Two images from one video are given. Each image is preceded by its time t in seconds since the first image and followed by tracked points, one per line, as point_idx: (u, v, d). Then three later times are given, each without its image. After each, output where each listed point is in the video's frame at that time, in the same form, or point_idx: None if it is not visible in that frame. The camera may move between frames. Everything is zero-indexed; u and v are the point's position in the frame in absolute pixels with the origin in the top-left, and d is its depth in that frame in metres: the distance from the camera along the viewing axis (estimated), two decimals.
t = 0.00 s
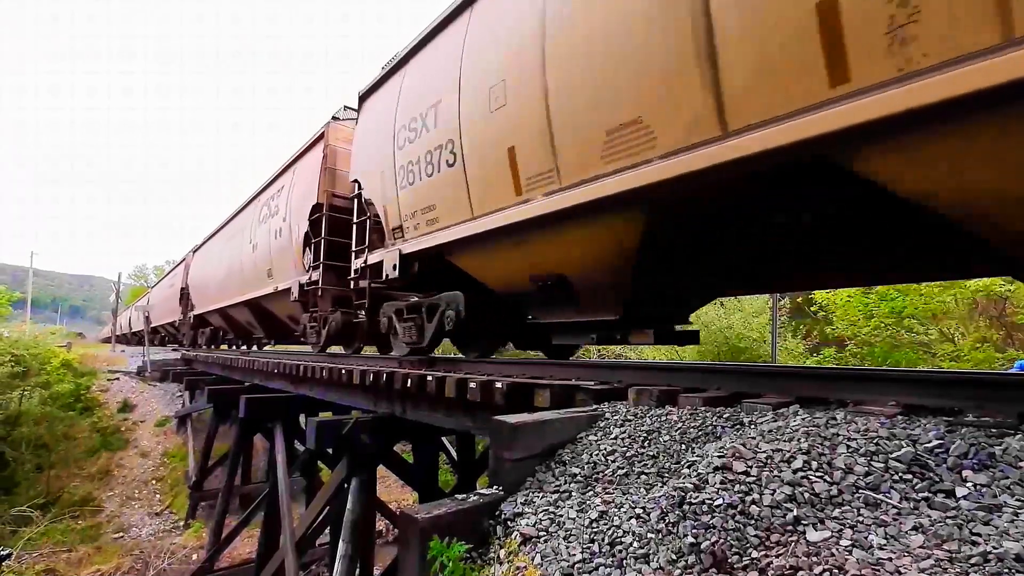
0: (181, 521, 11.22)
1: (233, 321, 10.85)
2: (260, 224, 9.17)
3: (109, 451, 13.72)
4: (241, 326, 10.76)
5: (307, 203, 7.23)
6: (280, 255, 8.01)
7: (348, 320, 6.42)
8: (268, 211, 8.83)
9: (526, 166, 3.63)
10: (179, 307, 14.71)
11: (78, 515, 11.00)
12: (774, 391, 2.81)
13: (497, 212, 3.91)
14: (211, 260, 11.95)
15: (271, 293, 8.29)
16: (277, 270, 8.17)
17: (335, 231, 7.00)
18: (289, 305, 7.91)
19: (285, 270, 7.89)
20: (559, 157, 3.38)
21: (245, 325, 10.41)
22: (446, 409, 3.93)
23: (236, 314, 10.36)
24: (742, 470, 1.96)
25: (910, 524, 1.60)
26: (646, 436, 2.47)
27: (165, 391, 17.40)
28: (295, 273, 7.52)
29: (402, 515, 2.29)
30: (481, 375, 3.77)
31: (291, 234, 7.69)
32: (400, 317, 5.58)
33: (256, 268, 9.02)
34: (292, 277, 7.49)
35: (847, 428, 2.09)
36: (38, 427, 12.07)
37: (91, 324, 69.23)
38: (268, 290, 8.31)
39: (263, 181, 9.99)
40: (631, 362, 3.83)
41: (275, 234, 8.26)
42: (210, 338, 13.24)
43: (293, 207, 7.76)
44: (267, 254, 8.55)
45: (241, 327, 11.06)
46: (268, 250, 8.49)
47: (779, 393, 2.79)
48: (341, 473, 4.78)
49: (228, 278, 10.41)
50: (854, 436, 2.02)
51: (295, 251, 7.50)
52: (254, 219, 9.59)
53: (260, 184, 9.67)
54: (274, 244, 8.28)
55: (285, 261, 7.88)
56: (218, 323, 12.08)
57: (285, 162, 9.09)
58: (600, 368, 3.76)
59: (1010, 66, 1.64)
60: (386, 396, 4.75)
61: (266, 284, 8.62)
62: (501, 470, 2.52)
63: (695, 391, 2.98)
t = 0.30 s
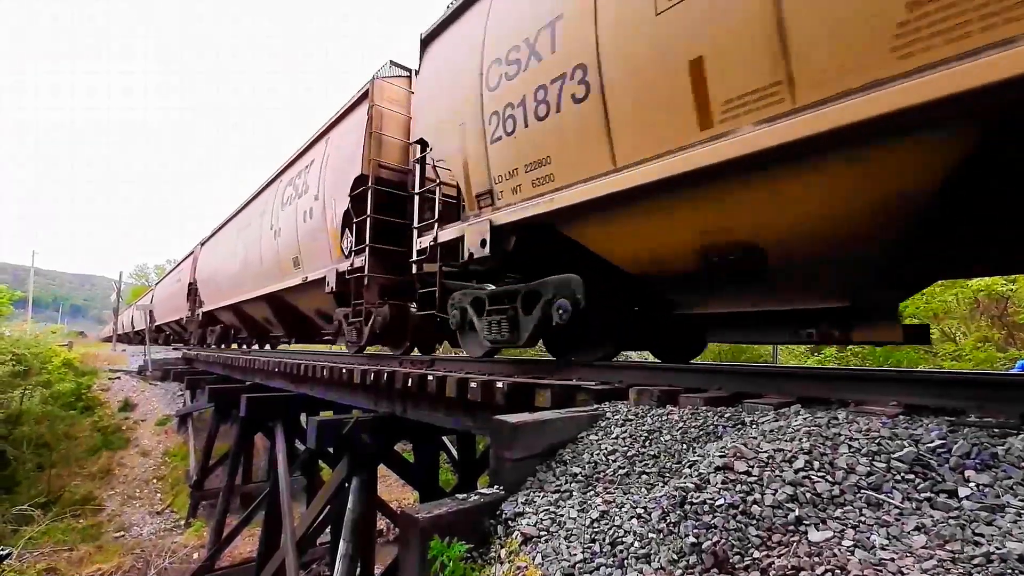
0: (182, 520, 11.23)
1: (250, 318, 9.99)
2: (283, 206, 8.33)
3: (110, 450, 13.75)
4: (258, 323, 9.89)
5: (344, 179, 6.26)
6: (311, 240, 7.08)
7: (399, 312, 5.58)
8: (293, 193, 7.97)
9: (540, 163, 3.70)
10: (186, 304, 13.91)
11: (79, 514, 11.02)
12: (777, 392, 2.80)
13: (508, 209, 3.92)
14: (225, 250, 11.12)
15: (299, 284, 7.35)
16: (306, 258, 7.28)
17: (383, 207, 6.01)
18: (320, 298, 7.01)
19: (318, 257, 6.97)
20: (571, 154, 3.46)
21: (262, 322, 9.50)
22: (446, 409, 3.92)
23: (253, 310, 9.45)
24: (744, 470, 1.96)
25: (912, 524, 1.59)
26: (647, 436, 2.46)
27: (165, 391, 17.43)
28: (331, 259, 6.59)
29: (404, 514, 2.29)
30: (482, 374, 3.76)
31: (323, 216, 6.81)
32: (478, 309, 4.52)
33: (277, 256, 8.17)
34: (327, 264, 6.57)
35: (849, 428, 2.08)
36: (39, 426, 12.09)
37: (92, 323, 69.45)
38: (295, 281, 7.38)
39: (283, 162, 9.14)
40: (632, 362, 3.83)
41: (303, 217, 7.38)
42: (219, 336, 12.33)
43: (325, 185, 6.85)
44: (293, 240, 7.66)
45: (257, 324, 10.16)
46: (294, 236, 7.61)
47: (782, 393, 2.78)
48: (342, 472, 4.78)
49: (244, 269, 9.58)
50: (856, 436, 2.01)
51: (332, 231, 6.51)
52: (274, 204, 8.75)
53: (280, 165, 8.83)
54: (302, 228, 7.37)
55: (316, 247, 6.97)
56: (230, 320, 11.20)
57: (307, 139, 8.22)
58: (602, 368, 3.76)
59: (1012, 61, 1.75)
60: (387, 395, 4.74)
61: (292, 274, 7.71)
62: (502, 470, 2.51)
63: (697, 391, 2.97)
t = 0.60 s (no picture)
0: (183, 519, 11.25)
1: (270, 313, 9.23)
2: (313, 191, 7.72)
3: (111, 449, 13.77)
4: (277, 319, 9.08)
5: (400, 152, 5.44)
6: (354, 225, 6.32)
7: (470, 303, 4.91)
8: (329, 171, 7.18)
9: (554, 159, 3.80)
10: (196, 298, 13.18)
11: (81, 513, 11.04)
12: (778, 392, 2.80)
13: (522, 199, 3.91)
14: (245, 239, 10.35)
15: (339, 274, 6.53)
16: (348, 244, 6.47)
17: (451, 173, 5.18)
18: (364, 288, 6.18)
19: (364, 243, 6.19)
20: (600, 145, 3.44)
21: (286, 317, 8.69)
22: (447, 408, 3.93)
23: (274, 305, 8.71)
24: (745, 470, 1.96)
25: (912, 524, 1.60)
26: (648, 436, 2.47)
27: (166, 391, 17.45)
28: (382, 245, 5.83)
29: (405, 514, 2.30)
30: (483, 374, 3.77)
31: (370, 195, 6.03)
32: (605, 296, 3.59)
33: (310, 242, 7.43)
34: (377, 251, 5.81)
35: (849, 428, 2.09)
36: (40, 425, 12.10)
37: (93, 323, 69.59)
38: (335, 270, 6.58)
39: (314, 138, 8.32)
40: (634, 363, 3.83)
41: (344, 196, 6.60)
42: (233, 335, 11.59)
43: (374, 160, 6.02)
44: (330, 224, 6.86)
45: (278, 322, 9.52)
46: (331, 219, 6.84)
47: (783, 394, 2.79)
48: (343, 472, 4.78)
49: (269, 258, 8.84)
50: (856, 437, 2.02)
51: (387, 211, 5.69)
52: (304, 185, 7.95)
53: (310, 140, 7.99)
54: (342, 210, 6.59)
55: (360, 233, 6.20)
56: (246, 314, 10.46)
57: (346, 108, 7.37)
58: (603, 368, 3.77)
59: (1008, 66, 1.86)
60: (388, 395, 4.74)
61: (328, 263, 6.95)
62: (503, 470, 2.52)
63: (698, 391, 2.98)
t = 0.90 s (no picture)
0: (184, 519, 11.28)
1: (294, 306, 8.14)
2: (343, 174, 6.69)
3: (112, 448, 13.79)
4: (305, 313, 7.96)
5: (482, 101, 4.26)
6: (411, 199, 5.16)
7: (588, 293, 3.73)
8: (373, 138, 5.99)
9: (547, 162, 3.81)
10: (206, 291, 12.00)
11: (82, 512, 11.06)
12: (779, 392, 2.81)
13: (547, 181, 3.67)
14: (265, 223, 9.21)
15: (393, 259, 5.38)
16: (403, 223, 5.31)
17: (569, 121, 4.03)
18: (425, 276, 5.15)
19: (422, 221, 5.05)
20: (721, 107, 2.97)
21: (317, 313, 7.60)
22: (447, 408, 3.93)
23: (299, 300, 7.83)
24: (746, 470, 1.97)
25: (913, 524, 1.60)
26: (649, 435, 2.48)
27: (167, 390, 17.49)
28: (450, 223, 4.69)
29: (406, 514, 2.31)
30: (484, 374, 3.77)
31: (433, 159, 4.86)
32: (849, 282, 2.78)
33: (349, 222, 6.31)
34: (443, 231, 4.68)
35: (850, 428, 2.09)
36: (42, 425, 12.12)
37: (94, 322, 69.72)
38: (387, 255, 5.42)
39: (350, 101, 7.13)
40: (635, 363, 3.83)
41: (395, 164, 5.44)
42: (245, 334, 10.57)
43: (440, 115, 4.82)
44: (378, 199, 5.70)
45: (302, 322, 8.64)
46: (380, 192, 5.66)
47: (784, 394, 2.79)
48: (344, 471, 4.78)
49: (298, 244, 7.70)
50: (857, 437, 2.02)
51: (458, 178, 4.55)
52: (341, 155, 6.78)
53: (347, 106, 6.82)
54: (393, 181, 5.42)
55: (420, 208, 5.06)
56: (267, 308, 9.28)
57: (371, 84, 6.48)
58: (604, 368, 3.77)
59: None
60: (389, 395, 4.75)
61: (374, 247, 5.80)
62: (504, 469, 2.53)
63: (699, 391, 2.99)
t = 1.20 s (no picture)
0: (184, 518, 11.28)
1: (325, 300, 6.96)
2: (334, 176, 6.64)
3: (113, 448, 13.79)
4: (338, 306, 6.77)
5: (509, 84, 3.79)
6: (498, 156, 3.94)
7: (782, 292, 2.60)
8: (439, 84, 4.71)
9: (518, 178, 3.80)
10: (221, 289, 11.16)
11: (83, 511, 11.07)
12: (779, 392, 2.82)
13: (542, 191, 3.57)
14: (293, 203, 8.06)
15: (474, 236, 4.18)
16: (487, 188, 4.07)
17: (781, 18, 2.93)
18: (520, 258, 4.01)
19: (515, 187, 3.84)
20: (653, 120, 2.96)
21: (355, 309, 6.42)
22: (448, 408, 3.94)
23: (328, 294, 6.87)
24: (746, 470, 1.97)
25: (912, 523, 1.61)
26: (649, 435, 2.48)
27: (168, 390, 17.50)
28: (558, 189, 3.51)
29: (407, 513, 2.32)
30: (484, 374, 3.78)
31: (490, 127, 4.00)
32: None
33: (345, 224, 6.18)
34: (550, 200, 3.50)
35: (849, 428, 2.10)
36: (43, 424, 12.12)
37: (94, 322, 69.80)
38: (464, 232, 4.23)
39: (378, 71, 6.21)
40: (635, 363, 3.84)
41: (472, 113, 4.18)
42: (263, 334, 9.34)
43: (555, 38, 3.49)
44: (447, 162, 4.47)
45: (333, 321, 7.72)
46: (448, 152, 4.43)
47: (784, 393, 2.81)
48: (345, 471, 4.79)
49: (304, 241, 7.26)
50: (857, 436, 2.03)
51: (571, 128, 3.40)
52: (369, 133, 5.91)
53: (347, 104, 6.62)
54: (471, 135, 4.18)
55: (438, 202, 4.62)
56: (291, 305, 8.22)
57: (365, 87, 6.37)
58: (605, 368, 3.78)
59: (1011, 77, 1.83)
60: (389, 394, 4.75)
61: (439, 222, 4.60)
62: (504, 469, 2.53)
63: (699, 391, 3.00)
